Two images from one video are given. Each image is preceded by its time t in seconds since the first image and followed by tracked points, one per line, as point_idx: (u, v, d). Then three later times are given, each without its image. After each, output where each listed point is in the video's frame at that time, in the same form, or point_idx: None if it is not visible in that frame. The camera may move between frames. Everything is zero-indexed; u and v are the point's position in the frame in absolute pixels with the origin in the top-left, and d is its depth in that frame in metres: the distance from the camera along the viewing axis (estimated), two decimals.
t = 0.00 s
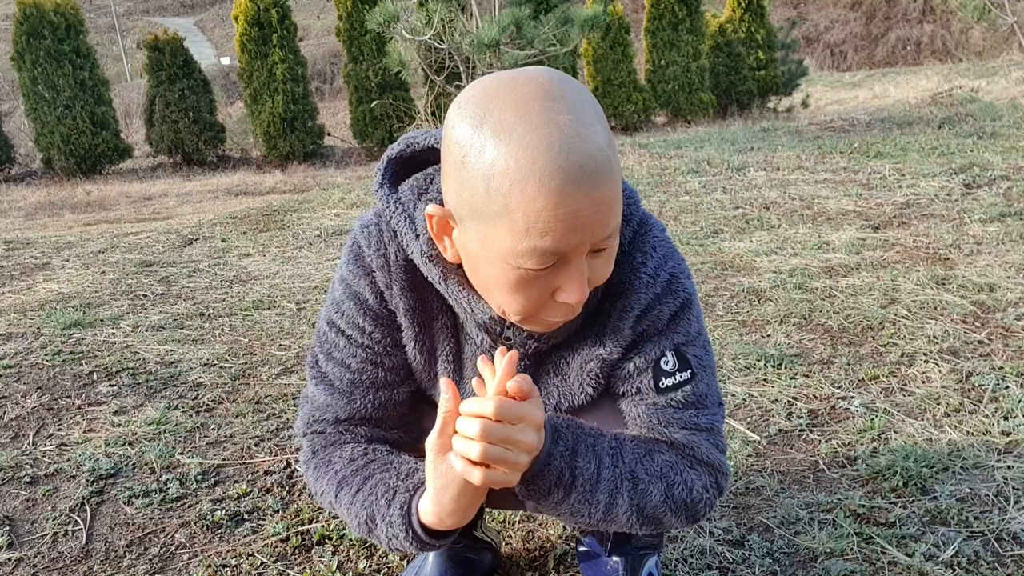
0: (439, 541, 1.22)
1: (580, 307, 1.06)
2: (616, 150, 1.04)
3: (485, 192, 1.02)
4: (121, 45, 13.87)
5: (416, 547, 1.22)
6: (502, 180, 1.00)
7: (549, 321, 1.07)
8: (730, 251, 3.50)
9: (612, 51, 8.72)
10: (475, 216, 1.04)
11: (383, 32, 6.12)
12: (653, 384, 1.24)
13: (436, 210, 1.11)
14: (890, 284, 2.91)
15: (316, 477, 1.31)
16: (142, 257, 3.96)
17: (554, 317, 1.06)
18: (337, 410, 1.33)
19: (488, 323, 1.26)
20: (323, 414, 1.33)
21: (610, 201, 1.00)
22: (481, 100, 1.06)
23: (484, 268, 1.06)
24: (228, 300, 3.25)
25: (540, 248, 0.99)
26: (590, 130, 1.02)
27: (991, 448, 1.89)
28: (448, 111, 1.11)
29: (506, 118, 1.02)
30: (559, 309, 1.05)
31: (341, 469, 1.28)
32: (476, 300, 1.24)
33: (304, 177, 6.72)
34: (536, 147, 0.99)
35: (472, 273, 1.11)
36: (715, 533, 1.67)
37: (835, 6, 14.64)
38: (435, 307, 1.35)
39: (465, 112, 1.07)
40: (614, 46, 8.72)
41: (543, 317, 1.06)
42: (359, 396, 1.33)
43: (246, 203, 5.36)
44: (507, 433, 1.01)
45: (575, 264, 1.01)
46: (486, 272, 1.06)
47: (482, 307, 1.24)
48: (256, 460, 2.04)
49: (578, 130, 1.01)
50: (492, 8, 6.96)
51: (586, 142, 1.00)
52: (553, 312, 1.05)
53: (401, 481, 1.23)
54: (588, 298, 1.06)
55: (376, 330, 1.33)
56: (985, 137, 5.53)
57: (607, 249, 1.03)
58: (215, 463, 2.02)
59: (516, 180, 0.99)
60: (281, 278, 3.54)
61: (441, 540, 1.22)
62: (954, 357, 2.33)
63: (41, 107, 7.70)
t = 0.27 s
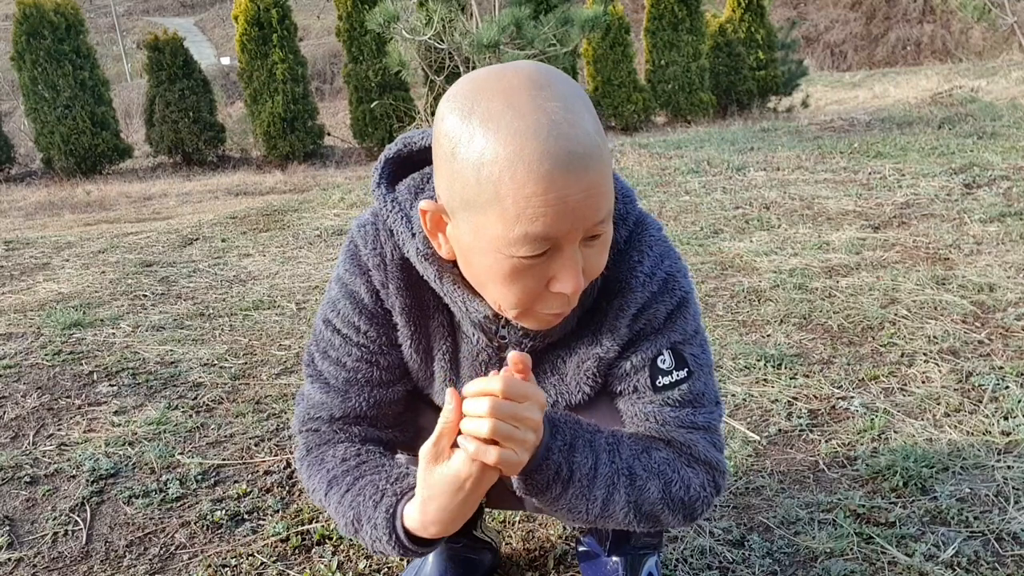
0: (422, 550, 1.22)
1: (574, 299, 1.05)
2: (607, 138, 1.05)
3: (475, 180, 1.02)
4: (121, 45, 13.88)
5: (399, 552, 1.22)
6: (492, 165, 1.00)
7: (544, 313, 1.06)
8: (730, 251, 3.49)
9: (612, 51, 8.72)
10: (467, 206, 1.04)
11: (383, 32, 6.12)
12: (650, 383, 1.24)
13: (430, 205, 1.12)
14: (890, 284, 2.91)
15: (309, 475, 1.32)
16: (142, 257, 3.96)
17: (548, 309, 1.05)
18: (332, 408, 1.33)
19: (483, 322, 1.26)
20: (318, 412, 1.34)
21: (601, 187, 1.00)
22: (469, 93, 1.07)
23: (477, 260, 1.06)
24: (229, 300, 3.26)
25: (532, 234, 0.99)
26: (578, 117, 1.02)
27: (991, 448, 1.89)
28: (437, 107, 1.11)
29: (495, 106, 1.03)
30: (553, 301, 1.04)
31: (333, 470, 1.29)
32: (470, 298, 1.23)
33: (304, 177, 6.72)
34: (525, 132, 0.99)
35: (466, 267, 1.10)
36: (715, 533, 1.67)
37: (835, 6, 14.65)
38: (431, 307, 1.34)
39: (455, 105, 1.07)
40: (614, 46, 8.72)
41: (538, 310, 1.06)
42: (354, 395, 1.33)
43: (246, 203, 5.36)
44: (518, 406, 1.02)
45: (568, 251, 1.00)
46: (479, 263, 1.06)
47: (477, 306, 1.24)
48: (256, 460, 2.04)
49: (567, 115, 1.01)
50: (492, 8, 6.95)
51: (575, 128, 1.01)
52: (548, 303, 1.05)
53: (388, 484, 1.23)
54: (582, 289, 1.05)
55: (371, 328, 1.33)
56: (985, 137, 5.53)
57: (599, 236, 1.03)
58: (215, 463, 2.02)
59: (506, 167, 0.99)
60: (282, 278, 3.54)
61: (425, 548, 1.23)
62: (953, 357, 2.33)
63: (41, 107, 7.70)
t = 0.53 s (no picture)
0: (414, 520, 1.19)
1: (567, 296, 1.05)
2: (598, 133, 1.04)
3: (465, 173, 1.02)
4: (121, 45, 13.87)
5: (390, 524, 1.19)
6: (483, 159, 1.00)
7: (536, 311, 1.06)
8: (730, 251, 3.49)
9: (612, 51, 8.72)
10: (458, 201, 1.04)
11: (383, 32, 6.12)
12: (647, 382, 1.24)
13: (423, 202, 1.12)
14: (890, 284, 2.91)
15: (303, 464, 1.31)
16: (141, 257, 3.96)
17: (540, 306, 1.05)
18: (327, 404, 1.32)
19: (479, 321, 1.26)
20: (312, 408, 1.33)
21: (591, 180, 1.00)
22: (459, 89, 1.07)
23: (469, 256, 1.06)
24: (229, 300, 3.26)
25: (522, 227, 0.98)
26: (569, 111, 1.02)
27: (991, 448, 1.89)
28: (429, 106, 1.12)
29: (486, 100, 1.03)
30: (546, 297, 1.04)
31: (325, 457, 1.28)
32: (467, 297, 1.24)
33: (304, 177, 6.72)
34: (516, 126, 0.99)
35: (458, 264, 1.10)
36: (715, 533, 1.67)
37: (835, 6, 14.64)
38: (427, 305, 1.35)
39: (446, 102, 1.08)
40: (614, 46, 8.72)
41: (530, 306, 1.05)
42: (350, 391, 1.33)
43: (246, 203, 5.36)
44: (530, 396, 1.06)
45: (559, 244, 1.00)
46: (471, 259, 1.06)
47: (472, 306, 1.24)
48: (256, 460, 2.04)
49: (558, 109, 1.01)
50: (492, 8, 6.95)
51: (564, 121, 1.00)
52: (540, 300, 1.04)
53: (381, 453, 1.22)
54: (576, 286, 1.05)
55: (367, 326, 1.33)
56: (985, 137, 5.53)
57: (591, 231, 1.02)
58: (215, 463, 2.02)
59: (496, 160, 0.99)
60: (282, 278, 3.54)
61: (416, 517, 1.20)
62: (953, 357, 2.33)
63: (41, 107, 7.70)
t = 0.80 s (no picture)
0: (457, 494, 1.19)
1: (506, 260, 1.08)
2: (563, 110, 1.08)
3: (424, 118, 1.10)
4: (122, 45, 13.88)
5: (434, 501, 1.18)
6: (437, 105, 1.07)
7: (478, 272, 1.10)
8: (730, 251, 3.49)
9: (612, 51, 8.72)
10: (417, 145, 1.11)
11: (384, 32, 6.13)
12: (648, 385, 1.24)
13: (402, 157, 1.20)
14: (890, 284, 2.91)
15: (321, 472, 1.30)
16: (141, 257, 3.96)
17: (480, 265, 1.09)
18: (335, 411, 1.32)
19: (479, 322, 1.26)
20: (322, 416, 1.33)
21: (535, 136, 1.04)
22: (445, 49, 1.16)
23: (425, 202, 1.12)
24: (229, 300, 3.26)
25: (464, 167, 1.05)
26: (532, 80, 1.07)
27: (991, 448, 1.89)
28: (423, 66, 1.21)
29: (457, 57, 1.11)
30: (485, 255, 1.08)
31: (345, 460, 1.27)
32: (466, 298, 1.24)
33: (304, 177, 6.72)
34: (472, 77, 1.06)
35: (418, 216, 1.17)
36: (715, 533, 1.67)
37: (835, 6, 14.65)
38: (431, 306, 1.35)
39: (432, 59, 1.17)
40: (614, 46, 8.72)
41: (471, 265, 1.09)
42: (357, 397, 1.32)
43: (246, 203, 5.36)
44: (537, 401, 1.06)
45: (499, 193, 1.05)
46: (424, 206, 1.12)
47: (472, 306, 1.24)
48: (256, 460, 2.04)
49: (518, 74, 1.07)
50: (492, 9, 6.95)
51: (523, 85, 1.06)
52: (480, 258, 1.08)
53: (410, 436, 1.23)
54: (517, 253, 1.08)
55: (372, 331, 1.33)
56: (985, 137, 5.53)
57: (535, 190, 1.06)
58: (215, 463, 2.02)
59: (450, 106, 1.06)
60: (282, 278, 3.54)
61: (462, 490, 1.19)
62: (953, 357, 2.33)
63: (41, 107, 7.70)
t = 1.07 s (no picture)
0: (451, 500, 1.19)
1: (500, 250, 1.07)
2: (551, 98, 1.08)
3: (415, 111, 1.11)
4: (122, 45, 13.88)
5: (427, 505, 1.18)
6: (426, 98, 1.08)
7: (472, 264, 1.09)
8: (730, 251, 3.49)
9: (612, 51, 8.72)
10: (409, 139, 1.12)
11: (383, 32, 6.13)
12: (647, 384, 1.24)
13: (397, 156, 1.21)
14: (890, 284, 2.91)
15: (315, 471, 1.30)
16: (141, 257, 3.96)
17: (474, 256, 1.08)
18: (333, 410, 1.32)
19: (478, 320, 1.26)
20: (319, 414, 1.33)
21: (523, 124, 1.05)
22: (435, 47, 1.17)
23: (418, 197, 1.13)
24: (228, 300, 3.26)
25: (454, 157, 1.05)
26: (518, 69, 1.07)
27: (991, 448, 1.89)
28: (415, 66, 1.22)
29: (445, 51, 1.12)
30: (478, 246, 1.08)
31: (340, 458, 1.27)
32: (464, 295, 1.23)
33: (304, 176, 6.72)
34: (459, 67, 1.07)
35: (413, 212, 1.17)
36: (715, 533, 1.67)
37: (835, 6, 14.65)
38: (430, 305, 1.35)
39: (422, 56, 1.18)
40: (614, 46, 8.72)
41: (466, 257, 1.09)
42: (355, 397, 1.32)
43: (246, 203, 5.36)
44: (537, 397, 1.06)
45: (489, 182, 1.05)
46: (417, 199, 1.13)
47: (471, 305, 1.24)
48: (256, 460, 2.04)
49: (505, 63, 1.08)
50: (492, 9, 6.95)
51: (509, 74, 1.06)
52: (474, 249, 1.08)
53: (408, 439, 1.24)
54: (509, 242, 1.07)
55: (371, 330, 1.33)
56: (985, 137, 5.53)
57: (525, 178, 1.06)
58: (215, 463, 2.02)
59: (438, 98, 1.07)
60: (282, 278, 3.54)
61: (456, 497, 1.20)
62: (953, 357, 2.33)
63: (41, 107, 7.70)
